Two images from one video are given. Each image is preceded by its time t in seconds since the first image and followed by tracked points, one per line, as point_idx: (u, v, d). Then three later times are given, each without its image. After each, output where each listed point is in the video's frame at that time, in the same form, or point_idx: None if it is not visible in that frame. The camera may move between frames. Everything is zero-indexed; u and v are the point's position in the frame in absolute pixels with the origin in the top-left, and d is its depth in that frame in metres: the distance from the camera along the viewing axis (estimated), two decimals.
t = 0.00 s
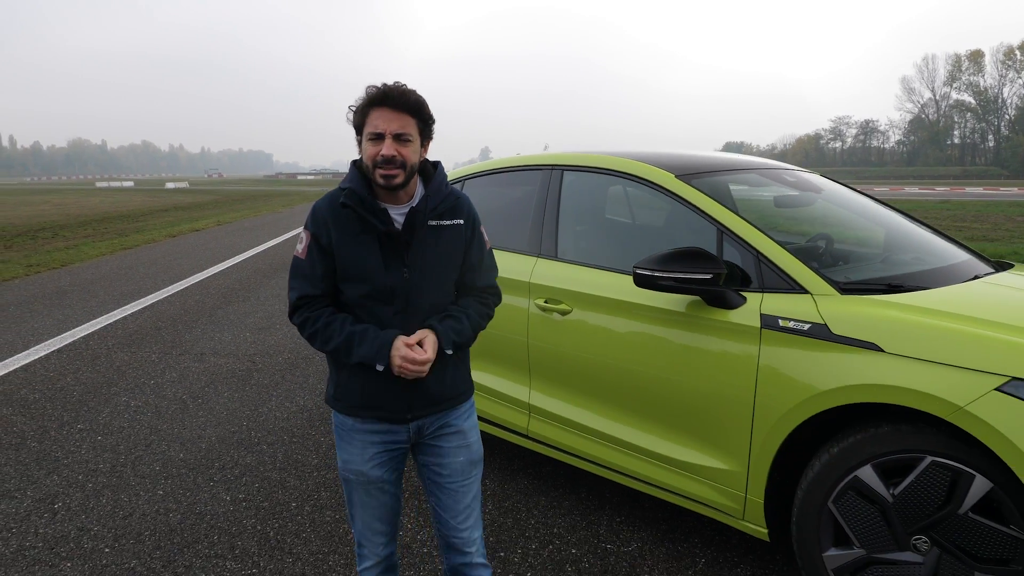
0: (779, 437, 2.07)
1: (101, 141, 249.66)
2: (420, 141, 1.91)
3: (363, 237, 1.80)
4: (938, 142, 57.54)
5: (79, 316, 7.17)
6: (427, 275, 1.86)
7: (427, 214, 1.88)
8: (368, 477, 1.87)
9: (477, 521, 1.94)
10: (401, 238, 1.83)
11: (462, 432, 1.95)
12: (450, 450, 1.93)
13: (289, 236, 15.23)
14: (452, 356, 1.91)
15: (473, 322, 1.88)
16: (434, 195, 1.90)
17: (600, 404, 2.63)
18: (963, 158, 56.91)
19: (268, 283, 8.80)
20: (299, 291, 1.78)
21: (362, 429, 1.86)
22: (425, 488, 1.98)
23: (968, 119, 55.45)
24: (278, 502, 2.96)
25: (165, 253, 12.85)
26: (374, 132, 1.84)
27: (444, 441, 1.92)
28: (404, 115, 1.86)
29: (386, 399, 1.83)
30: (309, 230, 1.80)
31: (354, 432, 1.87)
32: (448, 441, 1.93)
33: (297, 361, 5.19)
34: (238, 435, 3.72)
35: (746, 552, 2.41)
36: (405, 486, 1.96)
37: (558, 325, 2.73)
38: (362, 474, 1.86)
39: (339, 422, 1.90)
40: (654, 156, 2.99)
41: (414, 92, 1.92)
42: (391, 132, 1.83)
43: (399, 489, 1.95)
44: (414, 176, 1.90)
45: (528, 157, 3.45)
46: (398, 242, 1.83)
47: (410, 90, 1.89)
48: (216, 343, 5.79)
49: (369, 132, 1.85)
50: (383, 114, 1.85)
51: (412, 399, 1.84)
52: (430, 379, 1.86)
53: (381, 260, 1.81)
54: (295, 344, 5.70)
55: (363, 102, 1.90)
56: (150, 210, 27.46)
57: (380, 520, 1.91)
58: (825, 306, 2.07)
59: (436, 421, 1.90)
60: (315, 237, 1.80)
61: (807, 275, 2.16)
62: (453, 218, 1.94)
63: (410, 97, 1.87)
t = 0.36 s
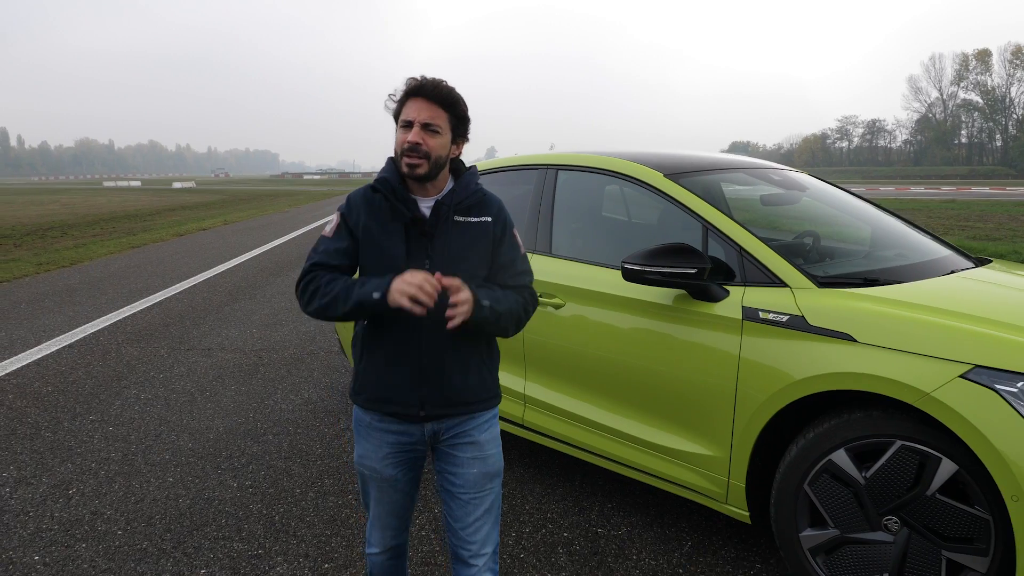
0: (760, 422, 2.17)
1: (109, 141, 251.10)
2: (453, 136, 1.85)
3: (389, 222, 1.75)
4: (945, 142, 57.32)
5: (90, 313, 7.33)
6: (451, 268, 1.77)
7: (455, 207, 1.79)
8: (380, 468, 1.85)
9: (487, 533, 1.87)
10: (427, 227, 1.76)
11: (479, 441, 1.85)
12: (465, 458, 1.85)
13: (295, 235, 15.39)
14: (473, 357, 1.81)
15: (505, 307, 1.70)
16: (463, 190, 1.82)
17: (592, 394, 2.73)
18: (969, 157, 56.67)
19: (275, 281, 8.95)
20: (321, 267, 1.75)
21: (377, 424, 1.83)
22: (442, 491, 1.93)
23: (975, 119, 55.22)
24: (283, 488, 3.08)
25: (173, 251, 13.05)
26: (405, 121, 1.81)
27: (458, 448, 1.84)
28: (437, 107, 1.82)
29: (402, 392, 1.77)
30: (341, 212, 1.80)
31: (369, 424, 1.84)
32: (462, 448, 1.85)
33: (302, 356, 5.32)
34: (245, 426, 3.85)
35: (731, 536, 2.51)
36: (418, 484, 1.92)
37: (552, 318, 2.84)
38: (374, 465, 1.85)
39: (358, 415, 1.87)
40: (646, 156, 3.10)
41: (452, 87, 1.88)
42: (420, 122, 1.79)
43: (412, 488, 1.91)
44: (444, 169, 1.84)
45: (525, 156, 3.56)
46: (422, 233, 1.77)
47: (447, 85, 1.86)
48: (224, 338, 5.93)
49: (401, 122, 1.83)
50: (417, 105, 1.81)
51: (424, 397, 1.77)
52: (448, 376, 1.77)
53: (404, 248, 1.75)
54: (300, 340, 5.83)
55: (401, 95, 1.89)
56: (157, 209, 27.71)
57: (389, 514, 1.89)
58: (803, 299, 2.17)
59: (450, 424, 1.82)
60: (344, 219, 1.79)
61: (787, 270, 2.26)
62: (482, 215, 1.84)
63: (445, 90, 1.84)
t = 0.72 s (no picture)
0: (741, 409, 2.28)
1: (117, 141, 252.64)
2: (474, 131, 1.85)
3: (415, 217, 1.79)
4: (952, 142, 57.09)
5: (100, 309, 7.49)
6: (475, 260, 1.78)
7: (479, 201, 1.80)
8: (394, 464, 1.81)
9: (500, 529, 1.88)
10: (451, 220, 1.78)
11: (497, 440, 1.84)
12: (482, 456, 1.84)
13: (301, 234, 15.56)
14: (499, 349, 1.81)
15: (527, 297, 1.73)
16: (488, 184, 1.81)
17: (584, 385, 2.84)
18: (977, 157, 56.41)
19: (281, 278, 9.11)
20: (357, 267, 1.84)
21: (398, 416, 1.83)
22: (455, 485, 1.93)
23: (983, 118, 54.96)
24: (288, 475, 3.20)
25: (181, 250, 13.23)
26: (425, 121, 1.82)
27: (476, 443, 1.83)
28: (455, 104, 1.81)
29: (424, 383, 1.79)
30: (372, 211, 1.87)
31: (389, 415, 1.85)
32: (480, 445, 1.84)
33: (307, 351, 5.45)
34: (251, 417, 3.98)
35: (717, 520, 2.62)
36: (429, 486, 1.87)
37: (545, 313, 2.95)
38: (389, 460, 1.81)
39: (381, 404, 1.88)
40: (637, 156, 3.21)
41: (468, 81, 1.87)
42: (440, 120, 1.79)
43: (423, 488, 1.86)
44: (467, 166, 1.84)
45: (522, 156, 3.68)
46: (447, 225, 1.79)
47: (463, 80, 1.85)
48: (231, 334, 6.07)
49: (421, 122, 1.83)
50: (434, 104, 1.81)
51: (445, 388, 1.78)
52: (469, 369, 1.78)
53: (430, 241, 1.78)
54: (305, 336, 5.97)
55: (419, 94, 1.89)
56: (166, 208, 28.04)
57: (397, 518, 1.81)
58: (782, 292, 2.28)
59: (471, 420, 1.83)
60: (374, 219, 1.85)
61: (768, 265, 2.37)
62: (507, 208, 1.83)
63: (461, 86, 1.83)
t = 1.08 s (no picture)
0: (727, 400, 2.39)
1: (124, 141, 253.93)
2: (488, 140, 1.92)
3: (424, 223, 1.89)
4: (958, 142, 56.90)
5: (111, 307, 7.65)
6: (479, 268, 1.88)
7: (487, 211, 1.89)
8: (402, 460, 1.90)
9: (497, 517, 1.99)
10: (459, 228, 1.88)
11: (494, 436, 1.94)
12: (480, 451, 1.94)
13: (307, 234, 15.71)
14: (497, 354, 1.90)
15: (526, 307, 1.83)
16: (497, 194, 1.90)
17: (580, 377, 2.95)
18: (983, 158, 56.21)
19: (288, 277, 9.26)
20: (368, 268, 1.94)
21: (404, 410, 1.91)
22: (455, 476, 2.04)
23: (989, 119, 54.76)
24: (297, 465, 3.33)
25: (188, 250, 13.38)
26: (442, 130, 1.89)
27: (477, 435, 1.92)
28: (472, 116, 1.88)
29: (426, 383, 1.88)
30: (383, 214, 1.97)
31: (393, 412, 1.93)
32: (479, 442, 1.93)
33: (314, 347, 5.59)
34: (260, 411, 4.10)
35: (707, 507, 2.73)
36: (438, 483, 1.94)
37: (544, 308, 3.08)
38: (396, 456, 1.90)
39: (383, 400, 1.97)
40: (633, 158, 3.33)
41: (485, 91, 1.94)
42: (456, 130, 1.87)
43: (431, 484, 1.94)
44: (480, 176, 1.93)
45: (523, 158, 3.80)
46: (455, 233, 1.88)
47: (480, 91, 1.92)
48: (239, 331, 6.21)
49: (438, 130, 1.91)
50: (452, 115, 1.88)
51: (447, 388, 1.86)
52: (469, 372, 1.87)
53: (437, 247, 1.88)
54: (312, 333, 6.10)
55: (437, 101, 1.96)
56: (173, 208, 28.26)
57: (409, 512, 1.90)
58: (767, 288, 2.39)
59: (470, 418, 1.91)
60: (384, 221, 1.95)
61: (754, 263, 2.49)
62: (513, 219, 1.92)
63: (478, 97, 1.90)
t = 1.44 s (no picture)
0: (714, 385, 2.51)
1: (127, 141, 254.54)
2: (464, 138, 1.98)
3: (406, 225, 1.89)
4: (960, 142, 56.91)
5: (119, 303, 7.79)
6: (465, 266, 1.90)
7: (469, 207, 1.92)
8: (396, 467, 1.89)
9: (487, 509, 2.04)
10: (441, 227, 1.90)
11: (484, 436, 1.97)
12: (471, 450, 1.98)
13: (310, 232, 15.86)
14: (488, 350, 1.94)
15: (515, 301, 1.89)
16: (476, 190, 1.94)
17: (575, 366, 3.07)
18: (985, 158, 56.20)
19: (292, 275, 9.40)
20: (349, 275, 1.91)
21: (395, 416, 1.91)
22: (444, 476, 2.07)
23: (991, 119, 54.76)
24: (302, 452, 3.45)
25: (193, 248, 13.55)
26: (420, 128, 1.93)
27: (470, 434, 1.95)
28: (450, 114, 1.94)
29: (419, 386, 1.88)
30: (358, 219, 1.94)
31: (383, 418, 1.92)
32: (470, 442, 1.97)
33: (318, 341, 5.71)
34: (267, 401, 4.23)
35: (696, 491, 2.84)
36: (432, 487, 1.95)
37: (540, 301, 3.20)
38: (391, 464, 1.89)
39: (371, 406, 1.95)
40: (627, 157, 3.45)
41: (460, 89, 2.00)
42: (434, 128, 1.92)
43: (426, 490, 1.94)
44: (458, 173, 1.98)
45: (520, 156, 3.93)
46: (438, 232, 1.90)
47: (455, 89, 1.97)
48: (245, 326, 6.34)
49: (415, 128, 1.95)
50: (431, 113, 1.93)
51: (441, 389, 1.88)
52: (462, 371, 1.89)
53: (421, 248, 1.89)
54: (316, 328, 6.24)
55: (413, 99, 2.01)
56: (177, 207, 28.40)
57: (406, 519, 1.89)
58: (751, 279, 2.51)
59: (463, 420, 1.94)
60: (362, 226, 1.93)
61: (739, 255, 2.61)
62: (494, 214, 1.97)
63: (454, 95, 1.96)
